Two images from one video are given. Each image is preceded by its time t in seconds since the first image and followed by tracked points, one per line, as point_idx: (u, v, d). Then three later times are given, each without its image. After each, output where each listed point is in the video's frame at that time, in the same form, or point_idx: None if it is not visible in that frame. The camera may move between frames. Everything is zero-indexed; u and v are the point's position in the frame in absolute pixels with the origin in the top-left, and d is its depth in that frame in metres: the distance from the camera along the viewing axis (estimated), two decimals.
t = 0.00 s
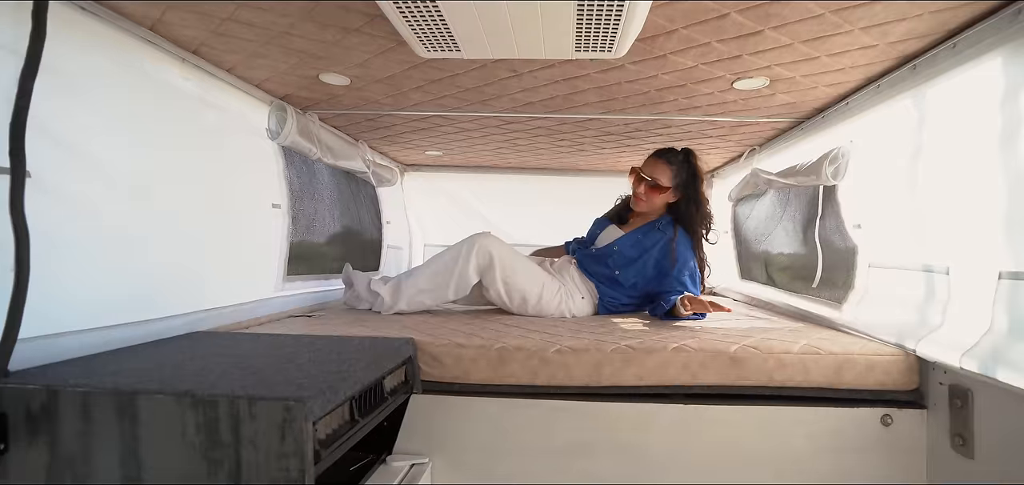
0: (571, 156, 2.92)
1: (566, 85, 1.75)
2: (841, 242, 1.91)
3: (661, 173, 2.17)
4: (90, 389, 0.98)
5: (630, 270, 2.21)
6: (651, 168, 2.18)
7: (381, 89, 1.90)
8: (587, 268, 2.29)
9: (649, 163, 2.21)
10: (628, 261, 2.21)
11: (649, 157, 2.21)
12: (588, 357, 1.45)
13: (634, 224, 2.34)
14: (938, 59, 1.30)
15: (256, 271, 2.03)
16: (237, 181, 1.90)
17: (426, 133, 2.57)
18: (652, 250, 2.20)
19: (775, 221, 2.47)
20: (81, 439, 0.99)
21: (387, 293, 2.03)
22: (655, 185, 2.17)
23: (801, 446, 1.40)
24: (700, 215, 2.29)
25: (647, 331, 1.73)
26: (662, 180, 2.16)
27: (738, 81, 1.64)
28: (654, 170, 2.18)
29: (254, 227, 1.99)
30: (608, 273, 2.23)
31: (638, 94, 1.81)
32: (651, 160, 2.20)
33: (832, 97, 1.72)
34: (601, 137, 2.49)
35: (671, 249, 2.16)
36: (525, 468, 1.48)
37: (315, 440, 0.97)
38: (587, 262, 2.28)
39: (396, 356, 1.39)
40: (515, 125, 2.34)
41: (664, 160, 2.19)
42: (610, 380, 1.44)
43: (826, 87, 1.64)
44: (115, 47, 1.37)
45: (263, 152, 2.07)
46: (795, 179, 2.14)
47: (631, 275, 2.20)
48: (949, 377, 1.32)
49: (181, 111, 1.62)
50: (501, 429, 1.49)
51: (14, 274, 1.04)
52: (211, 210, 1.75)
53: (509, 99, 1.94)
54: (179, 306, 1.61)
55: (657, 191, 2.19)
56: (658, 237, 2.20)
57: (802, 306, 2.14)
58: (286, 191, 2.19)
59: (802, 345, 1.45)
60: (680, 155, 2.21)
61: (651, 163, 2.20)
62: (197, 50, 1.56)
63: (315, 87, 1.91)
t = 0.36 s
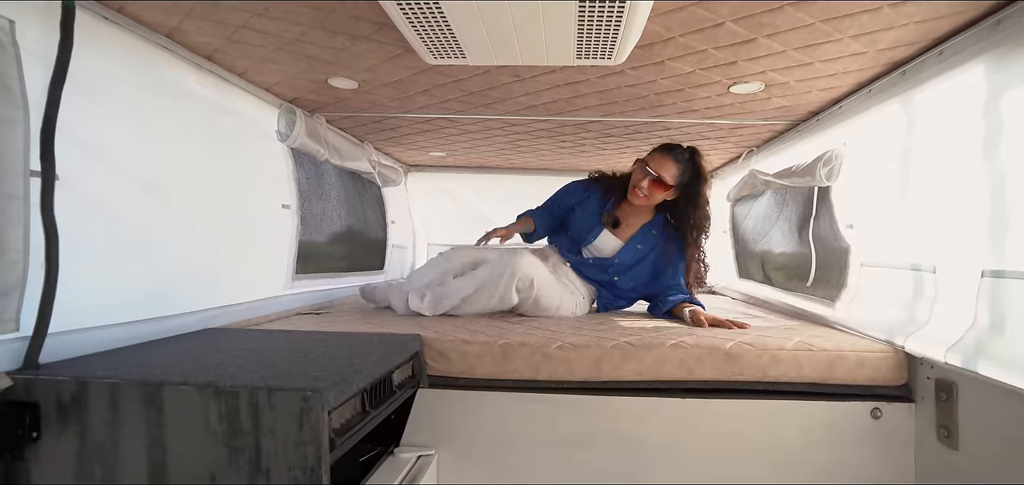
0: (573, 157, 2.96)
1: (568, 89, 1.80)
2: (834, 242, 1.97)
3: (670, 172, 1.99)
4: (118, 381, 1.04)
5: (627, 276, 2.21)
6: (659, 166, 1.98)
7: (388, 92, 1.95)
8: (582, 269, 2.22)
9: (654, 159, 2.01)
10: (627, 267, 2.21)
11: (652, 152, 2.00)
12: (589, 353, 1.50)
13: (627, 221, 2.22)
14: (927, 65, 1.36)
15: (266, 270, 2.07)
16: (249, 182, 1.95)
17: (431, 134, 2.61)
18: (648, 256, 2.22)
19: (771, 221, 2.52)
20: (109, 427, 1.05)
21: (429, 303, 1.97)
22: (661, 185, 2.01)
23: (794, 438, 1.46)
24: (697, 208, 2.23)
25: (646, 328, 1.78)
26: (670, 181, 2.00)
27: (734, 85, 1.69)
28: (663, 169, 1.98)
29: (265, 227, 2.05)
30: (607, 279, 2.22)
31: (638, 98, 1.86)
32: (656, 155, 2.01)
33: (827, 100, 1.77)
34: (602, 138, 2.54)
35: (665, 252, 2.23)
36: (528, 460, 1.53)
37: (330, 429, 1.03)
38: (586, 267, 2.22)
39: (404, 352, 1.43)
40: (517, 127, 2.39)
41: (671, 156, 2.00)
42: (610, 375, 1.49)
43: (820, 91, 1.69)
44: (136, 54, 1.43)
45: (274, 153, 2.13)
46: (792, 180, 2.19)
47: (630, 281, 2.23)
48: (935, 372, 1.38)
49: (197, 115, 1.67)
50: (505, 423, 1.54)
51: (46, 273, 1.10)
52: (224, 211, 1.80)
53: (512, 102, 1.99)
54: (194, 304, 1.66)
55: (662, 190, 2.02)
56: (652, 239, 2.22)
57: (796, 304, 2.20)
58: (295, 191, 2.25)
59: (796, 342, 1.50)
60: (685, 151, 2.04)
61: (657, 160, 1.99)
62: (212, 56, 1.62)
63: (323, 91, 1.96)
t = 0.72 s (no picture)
0: (574, 161, 3.01)
1: (570, 97, 1.85)
2: (830, 246, 2.02)
3: (665, 173, 1.99)
4: (140, 382, 1.09)
5: (624, 285, 2.24)
6: (655, 169, 1.98)
7: (394, 100, 1.99)
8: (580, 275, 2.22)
9: (649, 162, 1.99)
10: (624, 276, 2.24)
11: (647, 154, 2.00)
12: (590, 355, 1.55)
13: (626, 228, 2.20)
14: (918, 76, 1.40)
15: (274, 274, 2.12)
16: (258, 188, 2.00)
17: (435, 139, 2.65)
18: (643, 264, 2.24)
19: (770, 225, 2.56)
20: (132, 427, 1.10)
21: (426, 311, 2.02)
22: (658, 186, 2.00)
23: (791, 438, 1.50)
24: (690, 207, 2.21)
25: (646, 330, 1.82)
26: (666, 182, 2.00)
27: (732, 94, 1.73)
28: (660, 171, 1.98)
29: (273, 232, 2.10)
30: (606, 287, 2.24)
31: (638, 105, 1.90)
32: (654, 158, 2.00)
33: (824, 107, 1.81)
34: (603, 143, 2.58)
35: (659, 263, 2.25)
36: (533, 459, 1.58)
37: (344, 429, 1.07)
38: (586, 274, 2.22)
39: (412, 355, 1.48)
40: (520, 133, 2.43)
41: (665, 159, 1.99)
42: (611, 376, 1.54)
43: (816, 99, 1.74)
44: (152, 66, 1.47)
45: (282, 159, 2.18)
46: (789, 185, 2.23)
47: (628, 288, 2.26)
48: (925, 373, 1.42)
49: (209, 123, 1.72)
50: (509, 423, 1.59)
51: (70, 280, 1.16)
52: (235, 216, 1.85)
53: (516, 109, 2.03)
54: (207, 308, 1.71)
55: (660, 191, 2.02)
56: (648, 248, 2.22)
57: (793, 305, 2.24)
58: (302, 195, 2.30)
59: (792, 344, 1.54)
60: (678, 153, 2.03)
61: (651, 162, 2.00)
62: (223, 66, 1.66)
63: (330, 98, 2.00)
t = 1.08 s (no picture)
0: (577, 163, 3.03)
1: (574, 103, 1.87)
2: (830, 250, 2.05)
3: (691, 188, 2.01)
4: (156, 386, 1.11)
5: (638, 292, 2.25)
6: (681, 183, 2.01)
7: (400, 105, 2.01)
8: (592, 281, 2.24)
9: (677, 176, 2.02)
10: (639, 282, 2.25)
11: (671, 166, 2.03)
12: (594, 357, 1.57)
13: (643, 237, 2.23)
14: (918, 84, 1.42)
15: (281, 276, 2.14)
16: (266, 191, 2.02)
17: (440, 142, 2.67)
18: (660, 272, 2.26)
19: (771, 228, 2.59)
20: (148, 428, 1.12)
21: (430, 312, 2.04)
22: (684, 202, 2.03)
23: (792, 440, 1.53)
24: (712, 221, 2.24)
25: (649, 332, 1.85)
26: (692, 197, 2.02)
27: (733, 100, 1.76)
28: (686, 186, 2.01)
29: (281, 235, 2.12)
30: (619, 293, 2.26)
31: (641, 110, 1.93)
32: (679, 171, 2.02)
33: (824, 113, 1.84)
34: (606, 146, 2.61)
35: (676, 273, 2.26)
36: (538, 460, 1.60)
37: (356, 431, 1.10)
38: (597, 281, 2.25)
39: (419, 357, 1.50)
40: (524, 136, 2.46)
41: (691, 173, 2.02)
42: (615, 379, 1.56)
43: (816, 105, 1.76)
44: (165, 74, 1.50)
45: (290, 163, 2.20)
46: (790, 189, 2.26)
47: (641, 295, 2.27)
48: (924, 376, 1.45)
49: (220, 129, 1.75)
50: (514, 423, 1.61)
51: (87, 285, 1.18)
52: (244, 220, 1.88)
53: (520, 114, 2.06)
54: (217, 310, 1.74)
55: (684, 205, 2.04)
56: (665, 257, 2.25)
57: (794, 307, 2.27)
58: (308, 198, 2.33)
59: (793, 347, 1.57)
60: (703, 166, 2.05)
61: (678, 175, 2.02)
62: (233, 73, 1.69)
63: (337, 103, 2.03)
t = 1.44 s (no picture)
0: (579, 165, 3.04)
1: (578, 107, 1.89)
2: (831, 252, 2.06)
3: (737, 202, 1.97)
4: (167, 388, 1.13)
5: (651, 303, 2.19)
6: (729, 196, 1.96)
7: (404, 108, 2.02)
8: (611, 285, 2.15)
9: (724, 189, 1.97)
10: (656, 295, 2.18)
11: (721, 179, 1.99)
12: (597, 359, 1.59)
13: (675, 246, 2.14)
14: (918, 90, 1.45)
15: (287, 278, 2.16)
16: (272, 195, 2.04)
17: (443, 145, 2.68)
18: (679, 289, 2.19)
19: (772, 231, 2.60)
20: (159, 430, 1.14)
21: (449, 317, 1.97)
22: (727, 216, 1.98)
23: (793, 441, 1.54)
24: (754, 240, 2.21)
25: (651, 335, 1.86)
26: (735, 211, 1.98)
27: (735, 104, 1.78)
28: (732, 200, 1.97)
29: (286, 238, 2.14)
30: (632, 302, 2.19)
31: (644, 114, 1.95)
32: (729, 184, 1.98)
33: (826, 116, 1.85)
34: (609, 149, 2.62)
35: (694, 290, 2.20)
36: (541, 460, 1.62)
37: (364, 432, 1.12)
38: (613, 285, 2.16)
39: (425, 359, 1.52)
40: (527, 139, 2.47)
41: (738, 188, 1.98)
42: (617, 381, 1.58)
43: (818, 109, 1.78)
44: (174, 79, 1.52)
45: (295, 166, 2.22)
46: (793, 191, 2.29)
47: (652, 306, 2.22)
48: (924, 378, 1.46)
49: (227, 132, 1.76)
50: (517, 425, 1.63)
51: (97, 289, 1.21)
52: (250, 223, 1.89)
53: (524, 117, 2.07)
54: (223, 313, 1.75)
55: (726, 219, 2.00)
56: (686, 274, 2.17)
57: (794, 309, 2.28)
58: (314, 201, 2.35)
59: (794, 350, 1.58)
60: (750, 183, 2.01)
61: (726, 188, 1.97)
62: (239, 77, 1.71)
63: (342, 107, 2.04)
